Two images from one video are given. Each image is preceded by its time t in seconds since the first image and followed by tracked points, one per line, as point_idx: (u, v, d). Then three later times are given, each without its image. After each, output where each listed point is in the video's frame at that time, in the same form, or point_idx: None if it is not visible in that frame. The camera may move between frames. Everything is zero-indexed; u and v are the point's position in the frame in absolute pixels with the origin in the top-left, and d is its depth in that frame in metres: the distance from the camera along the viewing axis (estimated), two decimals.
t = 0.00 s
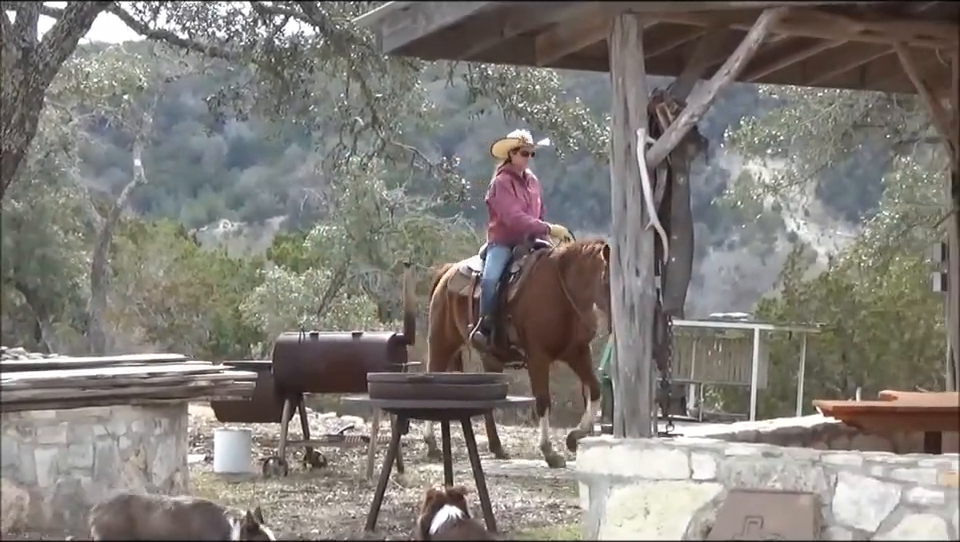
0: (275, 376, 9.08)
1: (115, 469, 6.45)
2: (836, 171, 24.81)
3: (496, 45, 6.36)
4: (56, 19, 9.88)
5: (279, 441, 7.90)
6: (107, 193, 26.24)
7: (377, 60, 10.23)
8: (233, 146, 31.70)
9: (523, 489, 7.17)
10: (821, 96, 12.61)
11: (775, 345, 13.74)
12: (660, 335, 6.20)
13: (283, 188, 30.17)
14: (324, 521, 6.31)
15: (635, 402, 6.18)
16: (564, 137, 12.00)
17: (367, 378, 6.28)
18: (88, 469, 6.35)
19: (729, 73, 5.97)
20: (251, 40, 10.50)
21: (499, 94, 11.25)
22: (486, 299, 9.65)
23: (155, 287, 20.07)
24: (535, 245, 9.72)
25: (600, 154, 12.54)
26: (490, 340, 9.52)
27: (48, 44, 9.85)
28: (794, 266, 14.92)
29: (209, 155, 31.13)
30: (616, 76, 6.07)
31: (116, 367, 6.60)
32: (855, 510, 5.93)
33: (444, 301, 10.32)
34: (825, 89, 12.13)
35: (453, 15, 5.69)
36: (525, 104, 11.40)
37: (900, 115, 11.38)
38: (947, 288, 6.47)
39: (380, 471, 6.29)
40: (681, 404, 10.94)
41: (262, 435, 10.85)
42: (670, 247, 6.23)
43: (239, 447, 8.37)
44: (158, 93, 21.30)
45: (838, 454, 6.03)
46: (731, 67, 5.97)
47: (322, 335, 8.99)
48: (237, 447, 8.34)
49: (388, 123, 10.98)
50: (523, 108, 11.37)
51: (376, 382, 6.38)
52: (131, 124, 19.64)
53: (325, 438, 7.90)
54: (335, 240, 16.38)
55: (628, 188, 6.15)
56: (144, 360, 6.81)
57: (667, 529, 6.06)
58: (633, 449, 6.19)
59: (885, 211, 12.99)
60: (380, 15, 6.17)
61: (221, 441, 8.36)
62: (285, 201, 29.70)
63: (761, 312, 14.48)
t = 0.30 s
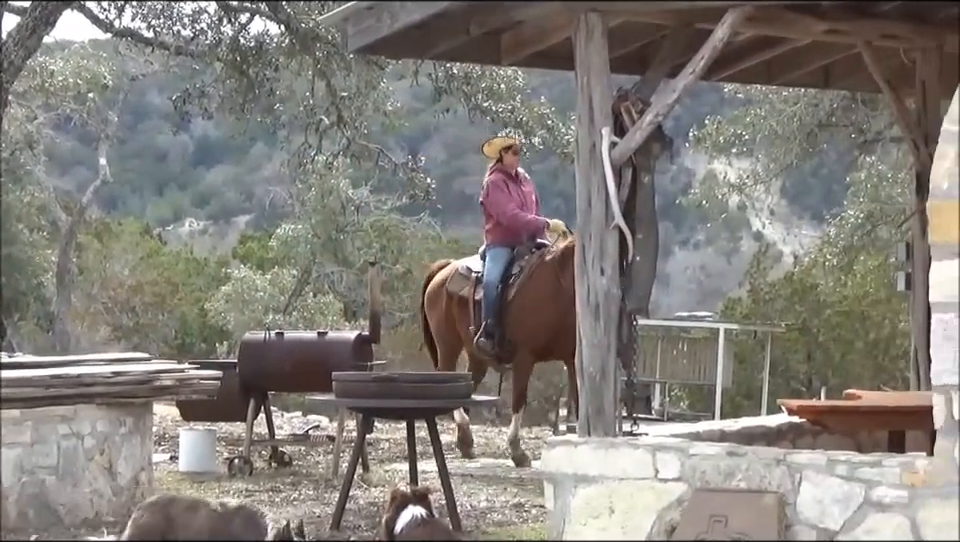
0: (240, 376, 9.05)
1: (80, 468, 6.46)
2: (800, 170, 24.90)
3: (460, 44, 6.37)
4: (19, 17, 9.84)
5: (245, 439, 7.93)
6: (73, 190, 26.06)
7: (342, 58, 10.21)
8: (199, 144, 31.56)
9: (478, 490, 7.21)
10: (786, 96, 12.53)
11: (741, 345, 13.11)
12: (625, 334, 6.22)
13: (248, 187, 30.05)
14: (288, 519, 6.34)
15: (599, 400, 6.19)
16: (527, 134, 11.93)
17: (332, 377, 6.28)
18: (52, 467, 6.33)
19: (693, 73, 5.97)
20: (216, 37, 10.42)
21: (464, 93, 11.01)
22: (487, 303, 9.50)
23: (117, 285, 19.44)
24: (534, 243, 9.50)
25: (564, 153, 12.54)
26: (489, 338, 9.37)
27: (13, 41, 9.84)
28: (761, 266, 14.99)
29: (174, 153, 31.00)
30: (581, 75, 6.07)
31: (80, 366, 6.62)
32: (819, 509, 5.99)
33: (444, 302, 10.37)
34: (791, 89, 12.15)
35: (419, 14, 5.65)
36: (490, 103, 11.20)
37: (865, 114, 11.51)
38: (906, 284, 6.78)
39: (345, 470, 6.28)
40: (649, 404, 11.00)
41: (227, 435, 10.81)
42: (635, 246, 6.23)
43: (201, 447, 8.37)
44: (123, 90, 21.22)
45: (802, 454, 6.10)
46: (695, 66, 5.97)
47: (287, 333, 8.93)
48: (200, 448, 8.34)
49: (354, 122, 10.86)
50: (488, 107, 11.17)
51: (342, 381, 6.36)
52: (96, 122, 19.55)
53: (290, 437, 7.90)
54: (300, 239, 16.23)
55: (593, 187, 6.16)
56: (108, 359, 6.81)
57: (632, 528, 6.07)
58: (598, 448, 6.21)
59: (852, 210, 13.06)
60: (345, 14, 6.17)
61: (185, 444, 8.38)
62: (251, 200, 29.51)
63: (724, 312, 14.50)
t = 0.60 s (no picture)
0: (205, 371, 9.50)
1: (45, 466, 6.47)
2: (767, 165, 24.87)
3: (424, 40, 6.37)
4: None
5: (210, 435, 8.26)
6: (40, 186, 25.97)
7: (306, 54, 10.05)
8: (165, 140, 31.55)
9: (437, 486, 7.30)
10: (749, 91, 12.48)
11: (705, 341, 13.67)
12: (590, 330, 6.22)
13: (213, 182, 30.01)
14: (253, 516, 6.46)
15: (563, 397, 6.16)
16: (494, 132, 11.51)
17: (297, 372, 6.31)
18: (17, 465, 6.34)
19: (657, 68, 5.97)
20: (179, 34, 10.30)
21: (428, 89, 11.08)
22: (484, 299, 9.55)
23: (86, 282, 19.85)
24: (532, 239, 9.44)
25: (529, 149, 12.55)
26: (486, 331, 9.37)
27: None
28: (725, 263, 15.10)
29: (140, 150, 30.98)
30: (545, 71, 6.08)
31: (43, 361, 6.67)
32: (783, 504, 6.09)
33: (438, 299, 10.49)
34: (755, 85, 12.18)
35: (381, 12, 5.65)
36: (455, 99, 11.20)
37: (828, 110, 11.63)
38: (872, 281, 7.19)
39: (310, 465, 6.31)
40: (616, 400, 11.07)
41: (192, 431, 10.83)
42: (600, 241, 6.21)
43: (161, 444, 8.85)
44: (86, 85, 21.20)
45: (766, 449, 6.16)
46: (658, 62, 5.98)
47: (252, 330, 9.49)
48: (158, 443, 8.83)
49: (318, 118, 10.89)
50: (452, 104, 11.17)
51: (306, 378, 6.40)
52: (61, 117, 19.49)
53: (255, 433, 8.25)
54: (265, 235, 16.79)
55: (557, 182, 6.17)
56: (71, 355, 6.87)
57: (596, 524, 6.12)
58: (563, 443, 6.24)
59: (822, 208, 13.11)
60: (309, 9, 6.16)
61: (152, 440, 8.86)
62: (217, 196, 29.33)
63: (691, 308, 14.56)
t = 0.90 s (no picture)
0: (174, 365, 10.21)
1: (12, 460, 6.94)
2: (735, 161, 25.08)
3: (390, 35, 6.34)
4: None
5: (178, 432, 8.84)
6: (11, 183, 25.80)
7: (273, 47, 10.40)
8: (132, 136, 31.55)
9: (399, 483, 7.35)
10: (717, 85, 12.73)
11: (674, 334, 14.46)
12: (559, 324, 6.24)
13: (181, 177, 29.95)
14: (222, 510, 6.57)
15: (531, 389, 6.16)
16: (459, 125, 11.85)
17: (266, 366, 6.27)
18: None
19: (625, 62, 5.95)
20: (147, 28, 10.31)
21: (395, 83, 11.32)
22: (484, 295, 9.74)
23: (53, 278, 19.42)
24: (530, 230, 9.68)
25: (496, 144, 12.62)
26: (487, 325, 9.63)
27: None
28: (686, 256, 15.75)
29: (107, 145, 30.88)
30: (512, 65, 6.09)
31: (13, 358, 7.11)
32: (751, 497, 6.13)
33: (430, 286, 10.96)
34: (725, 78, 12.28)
35: (348, 8, 5.62)
36: (423, 93, 11.46)
37: (796, 104, 11.92)
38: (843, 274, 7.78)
39: (279, 459, 6.29)
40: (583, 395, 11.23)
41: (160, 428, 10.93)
42: (567, 235, 6.27)
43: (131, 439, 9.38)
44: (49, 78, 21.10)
45: (734, 441, 6.19)
46: (627, 56, 5.96)
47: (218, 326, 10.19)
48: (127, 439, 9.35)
49: (286, 112, 11.07)
50: (420, 97, 11.43)
51: (274, 371, 6.34)
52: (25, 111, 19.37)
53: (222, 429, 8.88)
54: (233, 229, 16.48)
55: (524, 176, 6.16)
56: (39, 351, 7.34)
57: (565, 517, 6.14)
58: (531, 437, 6.26)
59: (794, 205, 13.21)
60: (276, 4, 6.13)
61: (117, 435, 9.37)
62: (185, 191, 28.96)
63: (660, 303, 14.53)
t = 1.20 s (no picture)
0: (141, 359, 10.53)
1: None
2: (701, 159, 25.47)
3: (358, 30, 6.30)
4: None
5: (145, 428, 9.15)
6: None
7: (241, 43, 10.25)
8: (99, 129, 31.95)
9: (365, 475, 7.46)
10: (684, 79, 12.64)
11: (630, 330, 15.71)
12: (525, 319, 6.25)
13: (148, 172, 30.12)
14: (189, 506, 6.59)
15: (499, 385, 6.16)
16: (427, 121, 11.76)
17: (233, 363, 6.29)
18: None
19: (592, 58, 5.96)
20: (113, 23, 10.33)
21: (362, 79, 11.21)
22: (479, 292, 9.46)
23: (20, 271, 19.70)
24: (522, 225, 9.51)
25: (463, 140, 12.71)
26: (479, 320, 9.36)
27: None
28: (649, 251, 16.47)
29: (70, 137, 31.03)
30: (480, 60, 6.09)
31: None
32: (718, 492, 6.16)
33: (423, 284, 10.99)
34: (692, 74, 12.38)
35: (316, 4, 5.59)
36: (390, 88, 11.38)
37: (762, 100, 11.88)
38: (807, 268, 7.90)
39: (247, 455, 6.28)
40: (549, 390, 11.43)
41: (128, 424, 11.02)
42: (534, 231, 6.27)
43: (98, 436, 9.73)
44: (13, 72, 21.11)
45: (701, 437, 6.21)
46: (594, 52, 5.97)
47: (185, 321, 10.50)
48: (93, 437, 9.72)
49: (253, 108, 11.05)
50: (388, 93, 11.31)
51: (240, 370, 6.35)
52: None
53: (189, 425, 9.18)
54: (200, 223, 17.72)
55: (492, 172, 6.16)
56: (7, 348, 7.51)
57: (532, 512, 6.16)
58: (498, 433, 6.28)
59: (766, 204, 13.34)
60: None
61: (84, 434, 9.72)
62: (150, 184, 29.40)
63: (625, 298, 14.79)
